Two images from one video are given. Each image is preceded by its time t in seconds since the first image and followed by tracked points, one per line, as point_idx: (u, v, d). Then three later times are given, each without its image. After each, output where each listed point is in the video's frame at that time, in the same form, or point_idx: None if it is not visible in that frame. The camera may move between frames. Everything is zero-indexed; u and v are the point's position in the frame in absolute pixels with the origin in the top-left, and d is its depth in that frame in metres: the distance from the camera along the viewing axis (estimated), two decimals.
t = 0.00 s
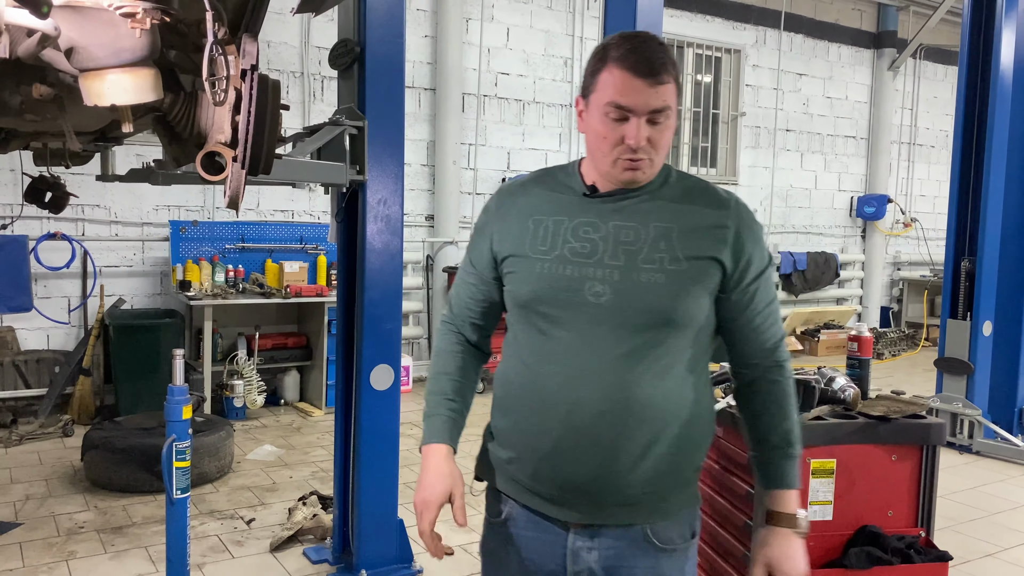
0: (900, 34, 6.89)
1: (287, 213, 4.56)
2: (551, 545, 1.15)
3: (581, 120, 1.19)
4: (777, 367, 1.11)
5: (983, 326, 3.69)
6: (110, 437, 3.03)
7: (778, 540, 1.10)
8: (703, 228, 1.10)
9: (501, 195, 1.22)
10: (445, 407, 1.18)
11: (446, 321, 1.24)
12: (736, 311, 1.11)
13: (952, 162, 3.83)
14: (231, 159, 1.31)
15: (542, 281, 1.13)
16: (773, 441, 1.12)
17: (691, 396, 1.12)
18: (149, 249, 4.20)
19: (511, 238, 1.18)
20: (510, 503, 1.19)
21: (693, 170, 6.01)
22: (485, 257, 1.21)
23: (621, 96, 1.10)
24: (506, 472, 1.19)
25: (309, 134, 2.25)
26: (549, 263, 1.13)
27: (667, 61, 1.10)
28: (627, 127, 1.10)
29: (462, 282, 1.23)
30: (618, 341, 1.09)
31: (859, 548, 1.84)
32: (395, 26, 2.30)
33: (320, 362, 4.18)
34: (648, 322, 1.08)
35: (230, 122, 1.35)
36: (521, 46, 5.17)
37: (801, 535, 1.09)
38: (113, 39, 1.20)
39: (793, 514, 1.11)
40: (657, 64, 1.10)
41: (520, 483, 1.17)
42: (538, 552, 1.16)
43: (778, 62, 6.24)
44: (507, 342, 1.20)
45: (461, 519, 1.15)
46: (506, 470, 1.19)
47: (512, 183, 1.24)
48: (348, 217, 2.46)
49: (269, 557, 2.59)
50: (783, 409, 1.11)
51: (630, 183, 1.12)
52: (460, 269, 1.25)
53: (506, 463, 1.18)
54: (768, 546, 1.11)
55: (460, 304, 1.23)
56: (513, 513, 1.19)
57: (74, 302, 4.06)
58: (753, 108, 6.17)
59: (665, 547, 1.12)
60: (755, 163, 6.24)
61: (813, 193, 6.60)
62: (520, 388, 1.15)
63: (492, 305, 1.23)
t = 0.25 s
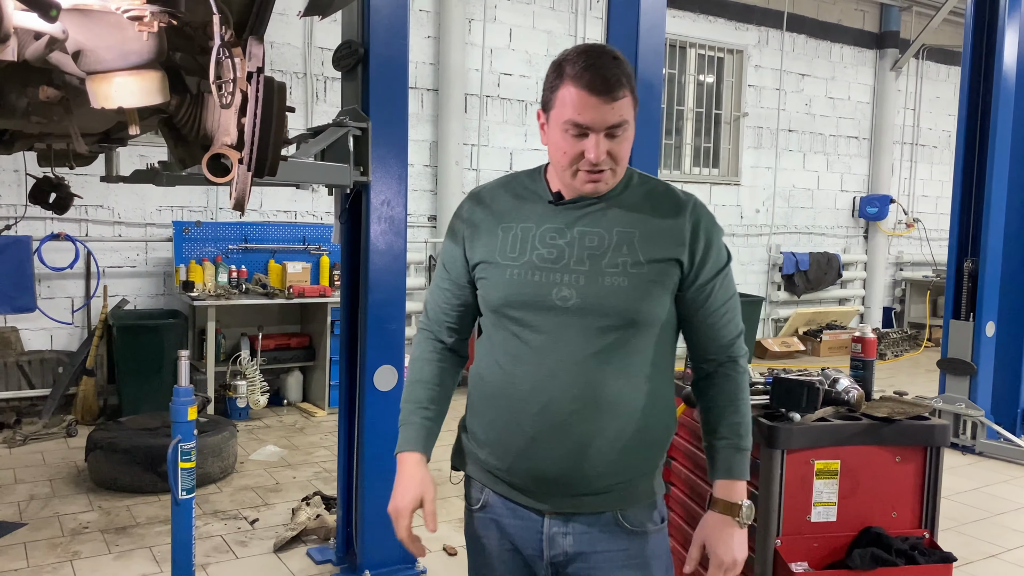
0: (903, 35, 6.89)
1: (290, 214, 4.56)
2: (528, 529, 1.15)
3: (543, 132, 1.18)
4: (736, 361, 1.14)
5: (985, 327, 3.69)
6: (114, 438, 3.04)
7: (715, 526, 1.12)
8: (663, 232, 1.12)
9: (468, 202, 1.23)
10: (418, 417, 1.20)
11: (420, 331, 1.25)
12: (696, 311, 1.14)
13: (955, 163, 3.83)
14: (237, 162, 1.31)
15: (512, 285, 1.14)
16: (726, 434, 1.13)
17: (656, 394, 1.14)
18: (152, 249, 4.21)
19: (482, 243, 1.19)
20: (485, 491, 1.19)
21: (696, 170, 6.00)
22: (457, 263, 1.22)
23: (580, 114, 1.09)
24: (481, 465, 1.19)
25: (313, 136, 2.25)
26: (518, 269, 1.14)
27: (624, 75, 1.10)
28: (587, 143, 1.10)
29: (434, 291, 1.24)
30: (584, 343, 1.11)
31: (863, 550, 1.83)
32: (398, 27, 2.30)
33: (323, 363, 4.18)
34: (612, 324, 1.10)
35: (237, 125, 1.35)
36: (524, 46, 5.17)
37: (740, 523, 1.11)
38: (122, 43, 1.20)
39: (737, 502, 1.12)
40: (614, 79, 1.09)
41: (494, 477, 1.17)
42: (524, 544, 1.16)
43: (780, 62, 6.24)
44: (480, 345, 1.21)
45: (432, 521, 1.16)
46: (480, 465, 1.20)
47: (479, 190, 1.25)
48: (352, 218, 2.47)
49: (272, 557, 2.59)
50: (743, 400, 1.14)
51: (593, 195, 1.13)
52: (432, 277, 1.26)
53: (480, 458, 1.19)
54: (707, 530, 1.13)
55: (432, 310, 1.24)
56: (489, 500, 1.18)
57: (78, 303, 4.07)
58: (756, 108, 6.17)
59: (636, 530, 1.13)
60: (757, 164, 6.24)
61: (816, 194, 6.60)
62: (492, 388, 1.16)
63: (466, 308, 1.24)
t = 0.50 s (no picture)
0: (905, 35, 6.88)
1: (293, 214, 4.56)
2: (522, 523, 1.15)
3: (532, 134, 1.19)
4: (727, 351, 1.16)
5: (988, 328, 3.69)
6: (118, 438, 3.04)
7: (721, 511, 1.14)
8: (651, 226, 1.13)
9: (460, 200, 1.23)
10: (398, 427, 1.23)
11: (415, 331, 1.26)
12: (686, 303, 1.15)
13: (958, 163, 3.83)
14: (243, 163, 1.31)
15: (504, 280, 1.14)
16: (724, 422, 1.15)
17: (650, 385, 1.14)
18: (155, 250, 4.21)
19: (473, 241, 1.19)
20: (481, 487, 1.19)
21: (698, 170, 6.00)
22: (451, 261, 1.23)
23: (569, 116, 1.10)
24: (477, 458, 1.19)
25: (318, 136, 2.26)
26: (511, 264, 1.14)
27: (612, 75, 1.11)
28: (577, 144, 1.11)
29: (428, 290, 1.25)
30: (576, 336, 1.11)
31: (868, 550, 1.83)
32: (402, 28, 2.30)
33: (326, 363, 4.18)
34: (604, 316, 1.10)
35: (243, 126, 1.34)
36: (527, 47, 5.18)
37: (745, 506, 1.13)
38: (128, 44, 1.20)
39: (740, 487, 1.15)
40: (602, 80, 1.10)
41: (490, 469, 1.17)
42: (522, 542, 1.16)
43: (783, 62, 6.24)
44: (473, 339, 1.21)
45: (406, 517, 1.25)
46: (476, 460, 1.19)
47: (469, 188, 1.25)
48: (356, 218, 2.47)
49: (276, 557, 2.60)
50: (733, 391, 1.16)
51: (585, 193, 1.14)
52: (427, 276, 1.27)
53: (475, 451, 1.19)
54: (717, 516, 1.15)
55: (427, 307, 1.24)
56: (485, 496, 1.19)
57: (82, 303, 4.08)
58: (758, 109, 6.17)
59: (627, 524, 1.13)
60: (760, 164, 6.24)
61: (818, 194, 6.60)
62: (486, 382, 1.16)
63: (459, 306, 1.24)
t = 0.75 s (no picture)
0: (908, 35, 6.88)
1: (296, 215, 4.57)
2: (529, 520, 1.15)
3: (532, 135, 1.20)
4: (728, 355, 1.16)
5: (992, 329, 3.69)
6: (122, 439, 3.05)
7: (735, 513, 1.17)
8: (649, 229, 1.12)
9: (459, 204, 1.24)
10: (402, 425, 1.26)
11: (418, 332, 1.28)
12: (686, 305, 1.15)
13: (962, 163, 3.82)
14: (249, 165, 1.31)
15: (503, 283, 1.15)
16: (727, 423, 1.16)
17: (651, 387, 1.15)
18: (159, 250, 4.22)
19: (472, 244, 1.19)
20: (488, 487, 1.19)
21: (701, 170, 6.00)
22: (451, 264, 1.24)
23: (567, 115, 1.10)
24: (481, 459, 1.20)
25: (322, 138, 2.26)
26: (511, 267, 1.14)
27: (609, 74, 1.11)
28: (575, 142, 1.11)
29: (431, 292, 1.26)
30: (576, 340, 1.11)
31: (873, 552, 1.83)
32: (406, 29, 2.31)
33: (329, 363, 4.19)
34: (604, 320, 1.11)
35: (249, 128, 1.34)
36: (529, 48, 5.18)
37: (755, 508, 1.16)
38: (136, 46, 1.21)
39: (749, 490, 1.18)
40: (600, 78, 1.10)
41: (494, 470, 1.18)
42: (528, 541, 1.16)
43: (785, 63, 6.24)
44: (475, 341, 1.23)
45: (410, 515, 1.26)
46: (480, 462, 1.20)
47: (469, 191, 1.26)
48: (360, 219, 2.47)
49: (280, 557, 2.60)
50: (736, 394, 1.16)
51: (583, 193, 1.13)
52: (429, 278, 1.28)
53: (479, 453, 1.20)
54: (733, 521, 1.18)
55: (430, 309, 1.26)
56: (492, 496, 1.18)
57: (85, 304, 4.09)
58: (761, 109, 6.17)
59: (633, 518, 1.13)
60: (763, 165, 6.24)
61: (821, 195, 6.60)
62: (488, 384, 1.17)
63: (461, 307, 1.25)
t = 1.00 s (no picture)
0: (912, 35, 6.87)
1: (300, 215, 4.57)
2: (538, 528, 1.15)
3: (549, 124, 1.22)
4: (741, 359, 1.17)
5: (995, 329, 3.69)
6: (127, 439, 3.05)
7: (736, 519, 1.18)
8: (668, 228, 1.12)
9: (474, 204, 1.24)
10: (415, 430, 1.23)
11: (429, 333, 1.27)
12: (703, 307, 1.15)
13: (965, 164, 3.82)
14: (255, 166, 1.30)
15: (519, 282, 1.15)
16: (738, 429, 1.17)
17: (667, 388, 1.14)
18: (163, 250, 4.23)
19: (488, 242, 1.20)
20: (497, 492, 1.19)
21: (704, 171, 6.00)
22: (465, 263, 1.24)
23: (582, 94, 1.13)
24: (492, 463, 1.19)
25: (327, 138, 2.26)
26: (526, 265, 1.15)
27: (625, 59, 1.14)
28: (590, 122, 1.13)
29: (443, 293, 1.26)
30: (592, 338, 1.11)
31: (878, 553, 1.83)
32: (410, 30, 2.31)
33: (333, 363, 4.20)
34: (621, 318, 1.11)
35: (255, 130, 1.33)
36: (533, 48, 5.18)
37: (756, 514, 1.17)
38: (143, 48, 1.21)
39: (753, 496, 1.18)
40: (616, 63, 1.14)
41: (505, 474, 1.18)
42: (534, 545, 1.16)
43: (789, 63, 6.23)
44: (487, 342, 1.22)
45: (424, 525, 1.22)
46: (491, 465, 1.20)
47: (483, 191, 1.26)
48: (364, 220, 2.47)
49: (284, 557, 2.60)
50: (748, 398, 1.17)
51: (597, 177, 1.14)
52: (441, 279, 1.28)
53: (490, 456, 1.19)
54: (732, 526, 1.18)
55: (441, 311, 1.26)
56: (501, 502, 1.18)
57: (90, 304, 4.10)
58: (764, 109, 6.17)
59: (642, 530, 1.13)
60: (766, 165, 6.24)
61: (824, 195, 6.59)
62: (501, 385, 1.17)
63: (473, 309, 1.25)
